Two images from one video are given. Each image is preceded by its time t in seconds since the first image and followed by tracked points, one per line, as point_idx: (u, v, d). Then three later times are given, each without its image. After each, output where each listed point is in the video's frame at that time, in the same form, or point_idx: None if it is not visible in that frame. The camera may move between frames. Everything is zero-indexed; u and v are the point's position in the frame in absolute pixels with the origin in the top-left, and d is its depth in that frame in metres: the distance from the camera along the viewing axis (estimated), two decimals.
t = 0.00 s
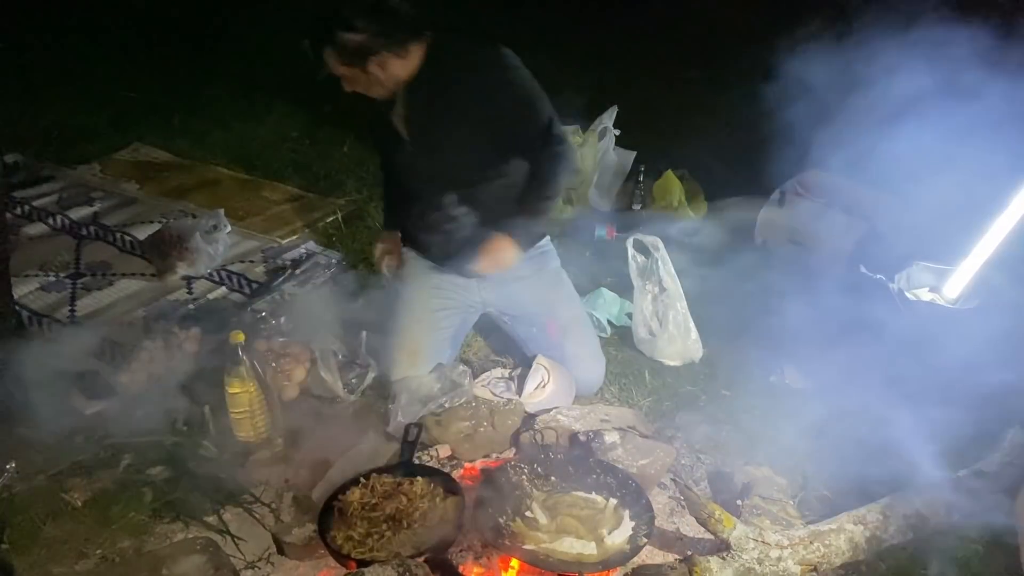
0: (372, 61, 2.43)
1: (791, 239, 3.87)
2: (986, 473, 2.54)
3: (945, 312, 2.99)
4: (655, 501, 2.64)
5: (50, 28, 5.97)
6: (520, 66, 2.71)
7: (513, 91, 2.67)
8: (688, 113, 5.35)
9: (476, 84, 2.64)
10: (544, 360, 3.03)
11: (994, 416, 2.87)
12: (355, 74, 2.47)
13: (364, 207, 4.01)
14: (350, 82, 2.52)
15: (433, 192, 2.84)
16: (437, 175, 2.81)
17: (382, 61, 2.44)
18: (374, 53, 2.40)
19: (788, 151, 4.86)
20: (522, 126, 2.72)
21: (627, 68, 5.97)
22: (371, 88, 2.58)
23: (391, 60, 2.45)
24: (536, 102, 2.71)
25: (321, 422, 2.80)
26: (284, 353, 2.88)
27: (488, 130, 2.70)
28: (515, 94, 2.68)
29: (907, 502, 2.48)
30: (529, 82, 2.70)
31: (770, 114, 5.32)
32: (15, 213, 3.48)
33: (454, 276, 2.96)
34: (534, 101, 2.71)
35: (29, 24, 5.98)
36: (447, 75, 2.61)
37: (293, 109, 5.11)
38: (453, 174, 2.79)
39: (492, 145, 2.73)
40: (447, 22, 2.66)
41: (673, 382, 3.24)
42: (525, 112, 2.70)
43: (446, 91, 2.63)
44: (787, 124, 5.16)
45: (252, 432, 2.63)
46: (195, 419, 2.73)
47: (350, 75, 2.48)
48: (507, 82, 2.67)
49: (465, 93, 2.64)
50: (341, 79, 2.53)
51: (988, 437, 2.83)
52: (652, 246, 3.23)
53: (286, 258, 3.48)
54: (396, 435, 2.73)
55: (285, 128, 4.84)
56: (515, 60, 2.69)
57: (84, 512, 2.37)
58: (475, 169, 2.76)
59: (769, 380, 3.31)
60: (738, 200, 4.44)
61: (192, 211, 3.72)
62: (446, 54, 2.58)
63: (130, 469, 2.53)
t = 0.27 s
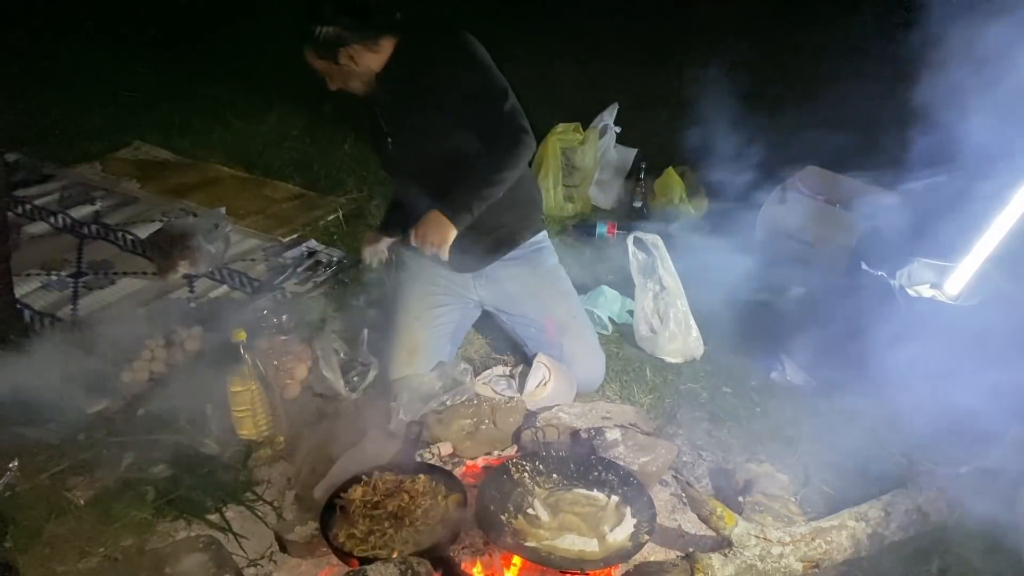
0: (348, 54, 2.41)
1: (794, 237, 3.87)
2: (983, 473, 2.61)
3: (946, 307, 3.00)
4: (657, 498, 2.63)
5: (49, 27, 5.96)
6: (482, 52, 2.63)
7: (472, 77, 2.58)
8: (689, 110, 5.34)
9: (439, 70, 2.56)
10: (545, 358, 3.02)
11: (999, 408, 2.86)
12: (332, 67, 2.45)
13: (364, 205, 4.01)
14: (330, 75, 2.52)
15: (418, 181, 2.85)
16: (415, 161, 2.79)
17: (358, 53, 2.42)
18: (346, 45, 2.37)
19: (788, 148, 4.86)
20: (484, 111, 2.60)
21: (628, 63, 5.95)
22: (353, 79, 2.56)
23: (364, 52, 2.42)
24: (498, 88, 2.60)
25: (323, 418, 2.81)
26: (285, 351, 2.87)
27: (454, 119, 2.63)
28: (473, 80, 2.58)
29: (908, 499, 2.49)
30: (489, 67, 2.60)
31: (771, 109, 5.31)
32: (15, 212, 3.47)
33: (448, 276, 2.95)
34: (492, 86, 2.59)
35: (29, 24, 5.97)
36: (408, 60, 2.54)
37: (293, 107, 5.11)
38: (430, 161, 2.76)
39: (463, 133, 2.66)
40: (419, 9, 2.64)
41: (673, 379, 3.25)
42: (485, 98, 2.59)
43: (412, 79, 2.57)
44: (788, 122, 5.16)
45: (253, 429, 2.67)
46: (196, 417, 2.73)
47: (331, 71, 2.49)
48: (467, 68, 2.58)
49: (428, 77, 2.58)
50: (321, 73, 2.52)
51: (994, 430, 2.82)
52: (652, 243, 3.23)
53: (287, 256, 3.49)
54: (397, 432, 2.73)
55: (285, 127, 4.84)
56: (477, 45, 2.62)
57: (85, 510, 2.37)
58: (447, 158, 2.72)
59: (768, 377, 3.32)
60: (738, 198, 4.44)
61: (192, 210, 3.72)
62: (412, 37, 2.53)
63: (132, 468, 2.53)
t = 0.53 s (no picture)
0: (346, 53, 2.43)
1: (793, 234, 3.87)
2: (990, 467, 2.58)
3: (953, 305, 3.00)
4: (660, 495, 2.63)
5: (50, 25, 5.96)
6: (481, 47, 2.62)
7: (473, 73, 2.59)
8: (689, 109, 5.34)
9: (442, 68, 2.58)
10: (547, 356, 3.04)
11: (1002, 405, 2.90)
12: (331, 68, 2.47)
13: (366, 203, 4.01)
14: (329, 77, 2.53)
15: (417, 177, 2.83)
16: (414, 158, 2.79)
17: (356, 53, 2.44)
18: (344, 44, 2.39)
19: (790, 146, 4.87)
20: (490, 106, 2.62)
21: (629, 60, 5.94)
22: (353, 80, 2.58)
23: (363, 51, 2.44)
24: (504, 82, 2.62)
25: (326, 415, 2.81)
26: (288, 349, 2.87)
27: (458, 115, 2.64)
28: (477, 75, 2.59)
29: (913, 496, 2.48)
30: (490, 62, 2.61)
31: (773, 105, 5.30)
32: (17, 211, 3.47)
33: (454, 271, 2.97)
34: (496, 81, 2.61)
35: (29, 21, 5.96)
36: (408, 59, 2.56)
37: (294, 105, 5.11)
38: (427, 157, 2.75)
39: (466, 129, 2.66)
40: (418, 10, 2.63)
41: (676, 377, 3.25)
42: (490, 94, 2.61)
43: (413, 75, 2.58)
44: (789, 118, 5.15)
45: (257, 429, 2.64)
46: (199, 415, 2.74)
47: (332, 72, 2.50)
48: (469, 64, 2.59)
49: (429, 75, 2.59)
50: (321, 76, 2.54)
51: (996, 425, 2.85)
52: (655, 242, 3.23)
53: (289, 254, 3.49)
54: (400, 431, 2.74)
55: (286, 125, 4.84)
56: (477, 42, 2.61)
57: (89, 509, 2.37)
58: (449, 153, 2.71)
59: (772, 374, 3.27)
60: (741, 196, 4.44)
61: (195, 209, 3.72)
62: (410, 36, 2.54)
63: (136, 467, 2.53)
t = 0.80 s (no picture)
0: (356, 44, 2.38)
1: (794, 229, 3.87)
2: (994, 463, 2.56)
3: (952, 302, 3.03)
4: (662, 493, 2.63)
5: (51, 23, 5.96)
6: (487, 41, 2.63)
7: (483, 67, 2.60)
8: (690, 109, 5.34)
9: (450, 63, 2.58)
10: (548, 351, 3.04)
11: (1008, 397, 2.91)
12: (340, 63, 2.41)
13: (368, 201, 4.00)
14: (337, 75, 2.47)
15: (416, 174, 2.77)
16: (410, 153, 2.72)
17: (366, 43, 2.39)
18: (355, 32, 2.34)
19: (791, 145, 4.87)
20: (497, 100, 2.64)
21: (630, 58, 5.95)
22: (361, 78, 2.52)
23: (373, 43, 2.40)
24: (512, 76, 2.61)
25: (327, 415, 2.82)
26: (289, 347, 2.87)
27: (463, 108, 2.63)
28: (485, 69, 2.60)
29: (916, 492, 2.47)
30: (499, 58, 2.61)
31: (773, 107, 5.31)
32: (19, 209, 3.47)
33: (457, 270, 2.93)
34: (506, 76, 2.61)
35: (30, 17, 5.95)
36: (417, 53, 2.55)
37: (296, 103, 5.11)
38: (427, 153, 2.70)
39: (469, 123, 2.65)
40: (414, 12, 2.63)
41: (677, 374, 3.25)
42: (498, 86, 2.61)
43: (418, 71, 2.57)
44: (791, 115, 5.15)
45: (258, 428, 2.65)
46: (201, 413, 2.74)
47: (337, 68, 2.43)
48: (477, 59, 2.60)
49: (434, 72, 2.58)
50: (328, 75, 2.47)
51: (1002, 416, 2.86)
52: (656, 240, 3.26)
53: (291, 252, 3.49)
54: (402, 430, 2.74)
55: (288, 123, 4.83)
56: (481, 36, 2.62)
57: (91, 507, 2.37)
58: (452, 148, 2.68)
59: (773, 370, 3.28)
60: (741, 195, 4.45)
61: (196, 206, 3.72)
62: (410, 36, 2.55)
63: (138, 465, 2.53)
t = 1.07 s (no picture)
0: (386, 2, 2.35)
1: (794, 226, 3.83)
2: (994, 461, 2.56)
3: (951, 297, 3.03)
4: (662, 491, 2.64)
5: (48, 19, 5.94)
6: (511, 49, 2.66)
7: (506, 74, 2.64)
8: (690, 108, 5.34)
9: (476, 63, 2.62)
10: (547, 350, 3.05)
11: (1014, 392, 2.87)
12: (375, 29, 2.35)
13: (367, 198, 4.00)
14: (372, 49, 2.39)
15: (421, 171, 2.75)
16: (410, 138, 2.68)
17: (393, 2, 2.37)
18: None
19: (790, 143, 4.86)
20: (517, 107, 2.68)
21: (629, 54, 5.92)
22: (391, 51, 2.45)
23: None
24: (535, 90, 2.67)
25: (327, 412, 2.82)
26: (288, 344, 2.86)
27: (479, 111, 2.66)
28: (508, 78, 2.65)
29: (915, 491, 2.46)
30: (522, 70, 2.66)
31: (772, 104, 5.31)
32: (18, 207, 3.47)
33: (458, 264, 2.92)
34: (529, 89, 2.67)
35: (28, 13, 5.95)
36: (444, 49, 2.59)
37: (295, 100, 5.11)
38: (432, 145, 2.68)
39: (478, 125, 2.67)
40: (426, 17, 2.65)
41: (677, 372, 3.25)
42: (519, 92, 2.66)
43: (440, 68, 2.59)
44: (791, 113, 5.14)
45: (260, 425, 2.66)
46: (201, 411, 2.74)
47: (379, 33, 2.36)
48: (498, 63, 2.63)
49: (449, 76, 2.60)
50: (363, 52, 2.40)
51: (997, 412, 2.84)
52: (656, 237, 3.24)
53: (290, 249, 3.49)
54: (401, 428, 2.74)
55: (287, 120, 4.83)
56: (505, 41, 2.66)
57: (91, 505, 2.38)
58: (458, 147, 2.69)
59: (773, 368, 3.33)
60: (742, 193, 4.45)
61: (195, 204, 3.72)
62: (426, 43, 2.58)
63: (137, 464, 2.54)
